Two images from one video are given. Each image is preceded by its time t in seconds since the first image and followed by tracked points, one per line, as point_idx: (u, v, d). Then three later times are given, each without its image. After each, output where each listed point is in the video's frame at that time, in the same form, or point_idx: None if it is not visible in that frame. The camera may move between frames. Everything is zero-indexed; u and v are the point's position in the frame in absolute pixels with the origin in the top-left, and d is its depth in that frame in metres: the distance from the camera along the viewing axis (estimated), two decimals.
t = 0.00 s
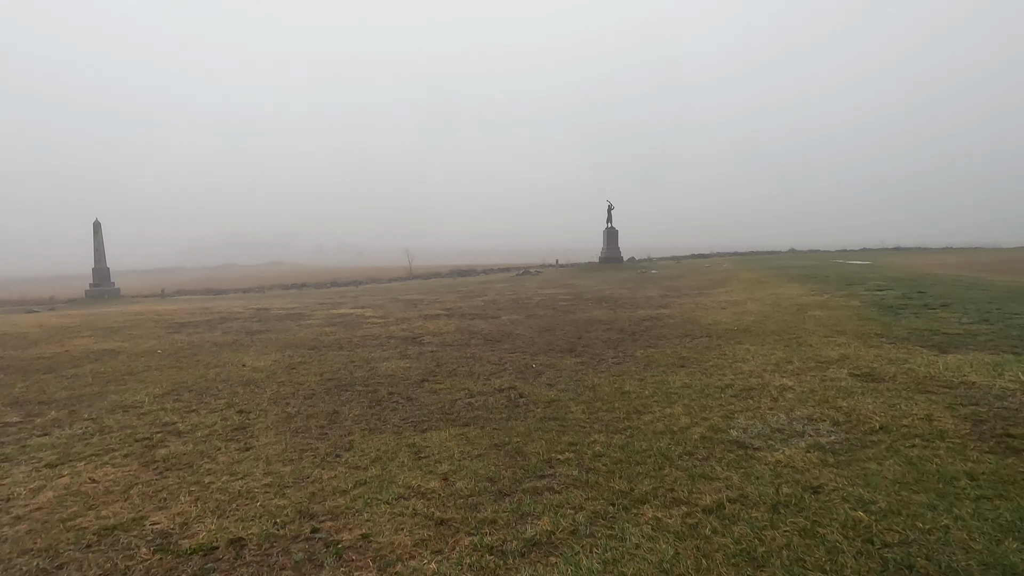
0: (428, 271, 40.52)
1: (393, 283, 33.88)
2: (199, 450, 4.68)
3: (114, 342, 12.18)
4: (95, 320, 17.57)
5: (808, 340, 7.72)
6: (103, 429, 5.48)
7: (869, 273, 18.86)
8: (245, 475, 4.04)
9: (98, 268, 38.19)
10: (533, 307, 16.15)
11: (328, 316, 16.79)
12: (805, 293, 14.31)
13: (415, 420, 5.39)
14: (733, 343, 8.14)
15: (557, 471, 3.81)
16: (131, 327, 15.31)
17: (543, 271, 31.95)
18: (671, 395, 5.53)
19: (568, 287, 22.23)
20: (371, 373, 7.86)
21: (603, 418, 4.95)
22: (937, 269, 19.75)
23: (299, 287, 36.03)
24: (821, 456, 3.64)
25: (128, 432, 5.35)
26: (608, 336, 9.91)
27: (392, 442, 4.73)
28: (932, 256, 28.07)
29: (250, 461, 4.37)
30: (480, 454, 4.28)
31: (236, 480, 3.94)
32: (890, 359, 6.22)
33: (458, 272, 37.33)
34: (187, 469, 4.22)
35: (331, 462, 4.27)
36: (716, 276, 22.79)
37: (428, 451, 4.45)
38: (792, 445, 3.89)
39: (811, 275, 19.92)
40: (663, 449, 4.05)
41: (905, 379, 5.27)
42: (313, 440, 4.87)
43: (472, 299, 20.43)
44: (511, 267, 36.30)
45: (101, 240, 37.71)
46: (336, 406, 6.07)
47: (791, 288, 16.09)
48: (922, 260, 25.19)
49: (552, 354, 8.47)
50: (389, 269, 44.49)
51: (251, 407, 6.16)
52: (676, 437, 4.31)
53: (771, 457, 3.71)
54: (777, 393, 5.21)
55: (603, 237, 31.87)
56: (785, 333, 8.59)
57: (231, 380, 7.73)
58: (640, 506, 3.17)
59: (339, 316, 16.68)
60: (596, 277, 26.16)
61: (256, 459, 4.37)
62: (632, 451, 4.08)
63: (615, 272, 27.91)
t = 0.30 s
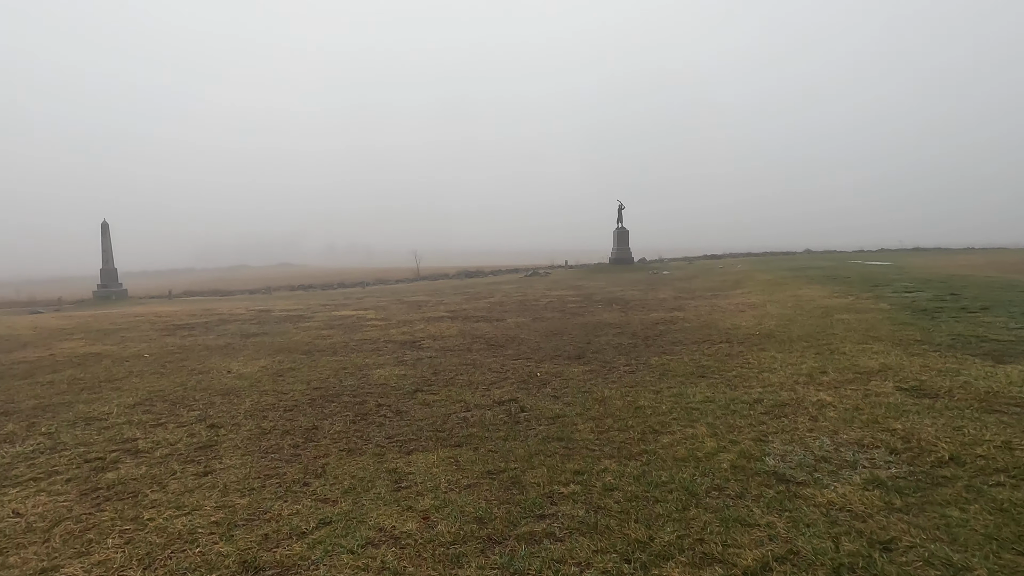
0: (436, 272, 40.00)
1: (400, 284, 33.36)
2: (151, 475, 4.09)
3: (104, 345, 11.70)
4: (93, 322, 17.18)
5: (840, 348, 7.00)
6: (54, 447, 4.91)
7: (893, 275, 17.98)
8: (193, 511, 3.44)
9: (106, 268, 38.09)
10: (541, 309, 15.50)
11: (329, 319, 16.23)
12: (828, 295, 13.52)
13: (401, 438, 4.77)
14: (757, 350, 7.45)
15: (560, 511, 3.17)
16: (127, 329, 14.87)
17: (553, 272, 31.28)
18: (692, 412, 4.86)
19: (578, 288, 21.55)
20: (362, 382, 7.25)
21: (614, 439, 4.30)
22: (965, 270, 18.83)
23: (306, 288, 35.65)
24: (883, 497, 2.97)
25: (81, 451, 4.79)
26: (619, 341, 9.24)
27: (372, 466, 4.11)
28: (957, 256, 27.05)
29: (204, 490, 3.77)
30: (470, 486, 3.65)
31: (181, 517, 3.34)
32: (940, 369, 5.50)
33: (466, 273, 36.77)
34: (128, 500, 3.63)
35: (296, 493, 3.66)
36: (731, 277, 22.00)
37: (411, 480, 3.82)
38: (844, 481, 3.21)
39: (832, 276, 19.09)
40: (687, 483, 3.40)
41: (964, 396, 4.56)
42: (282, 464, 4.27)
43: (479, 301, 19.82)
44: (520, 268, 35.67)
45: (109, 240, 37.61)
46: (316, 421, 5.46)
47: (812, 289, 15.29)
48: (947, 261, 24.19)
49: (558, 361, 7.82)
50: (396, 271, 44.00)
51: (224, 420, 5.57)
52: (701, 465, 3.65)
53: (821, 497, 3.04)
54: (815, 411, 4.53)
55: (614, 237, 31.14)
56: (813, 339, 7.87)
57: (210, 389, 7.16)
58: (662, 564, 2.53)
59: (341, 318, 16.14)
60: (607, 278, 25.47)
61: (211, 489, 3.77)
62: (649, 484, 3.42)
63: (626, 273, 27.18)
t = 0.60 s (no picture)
0: (447, 271, 39.58)
1: (409, 283, 32.94)
2: (98, 504, 3.58)
3: (97, 346, 11.30)
4: (96, 321, 16.90)
5: (881, 355, 6.32)
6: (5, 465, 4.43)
7: (922, 273, 17.09)
8: (132, 554, 2.91)
9: (118, 267, 38.14)
10: (552, 309, 14.91)
11: (332, 320, 15.72)
12: (856, 295, 12.73)
13: (387, 460, 4.22)
14: (787, 356, 6.77)
15: (567, 564, 2.60)
16: (127, 329, 14.51)
17: (564, 271, 30.65)
18: (720, 431, 4.25)
19: (591, 288, 20.91)
20: (355, 389, 6.71)
21: (631, 465, 3.72)
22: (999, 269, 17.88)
23: (315, 287, 35.38)
24: (974, 557, 2.37)
25: (32, 470, 4.29)
26: (634, 345, 8.61)
27: (350, 495, 3.57)
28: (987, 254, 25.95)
29: (152, 525, 3.25)
30: (460, 526, 3.08)
31: (117, 563, 2.82)
32: (1004, 382, 4.82)
33: (477, 272, 36.26)
34: (62, 538, 3.11)
35: (257, 531, 3.13)
36: (749, 277, 21.22)
37: (392, 515, 3.26)
38: (920, 532, 2.60)
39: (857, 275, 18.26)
40: (721, 527, 2.81)
41: None
42: (250, 490, 3.74)
43: (488, 300, 19.26)
44: (531, 267, 35.06)
45: (120, 239, 37.62)
46: (297, 436, 4.93)
47: (838, 289, 14.51)
48: (976, 260, 23.13)
49: (567, 368, 7.23)
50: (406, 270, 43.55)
51: (199, 434, 5.06)
52: (737, 503, 3.06)
53: (894, 555, 2.44)
54: (866, 433, 3.90)
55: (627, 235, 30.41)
56: (848, 344, 7.20)
57: (193, 396, 6.65)
58: None
59: (345, 319, 15.65)
60: (620, 277, 24.77)
61: (160, 524, 3.25)
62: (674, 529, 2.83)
63: (640, 272, 26.46)
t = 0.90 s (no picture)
0: (455, 268, 39.08)
1: (416, 281, 32.46)
2: (24, 541, 3.06)
3: (86, 347, 10.87)
4: (95, 320, 16.55)
5: (925, 361, 5.68)
6: None
7: (949, 271, 16.25)
8: None
9: (125, 265, 38.05)
10: (561, 308, 14.32)
11: (333, 319, 15.21)
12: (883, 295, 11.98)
13: (367, 484, 3.67)
14: (818, 363, 6.13)
15: None
16: (123, 329, 14.12)
17: (574, 269, 30.02)
18: (751, 453, 3.66)
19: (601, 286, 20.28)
20: (344, 396, 6.18)
21: (650, 500, 3.13)
22: None
23: (321, 285, 35.02)
24: None
25: None
26: (647, 347, 8.01)
27: (316, 533, 3.02)
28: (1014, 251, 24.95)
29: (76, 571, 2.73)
30: None
31: None
32: None
33: (485, 270, 35.71)
34: None
35: None
36: (766, 274, 20.46)
37: (362, 561, 2.72)
38: None
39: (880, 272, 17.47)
40: None
41: None
42: (202, 523, 3.21)
43: (495, 299, 18.69)
44: (540, 264, 34.45)
45: (127, 237, 37.52)
46: (271, 452, 4.40)
47: (862, 287, 13.78)
48: (1004, 257, 22.14)
49: (575, 373, 6.65)
50: (414, 268, 43.08)
51: (164, 450, 4.55)
52: (785, 555, 2.47)
53: None
54: (931, 460, 3.28)
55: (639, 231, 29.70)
56: (884, 348, 6.55)
57: (170, 404, 6.14)
58: None
59: (347, 318, 15.16)
60: (631, 275, 24.09)
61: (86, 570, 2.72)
62: None
63: (651, 270, 25.78)
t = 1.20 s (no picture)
0: (462, 266, 38.55)
1: (422, 279, 31.96)
2: None
3: (72, 349, 10.44)
4: (91, 320, 16.18)
5: (975, 375, 5.03)
6: None
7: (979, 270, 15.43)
8: None
9: (132, 263, 37.95)
10: (568, 309, 13.72)
11: (332, 319, 14.69)
12: (912, 295, 11.23)
13: (330, 527, 3.12)
14: (851, 374, 5.49)
15: None
16: (117, 329, 13.71)
17: (583, 267, 29.36)
18: (786, 494, 3.06)
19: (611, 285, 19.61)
20: (326, 409, 5.64)
21: (666, 560, 2.55)
22: None
23: (327, 283, 34.64)
24: None
25: None
26: (659, 354, 7.40)
27: None
28: None
29: None
30: None
31: None
32: None
33: (493, 267, 35.15)
34: None
35: None
36: (782, 273, 19.69)
37: None
38: None
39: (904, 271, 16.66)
40: None
41: None
42: None
43: (501, 298, 18.11)
44: (549, 262, 33.82)
45: (134, 235, 37.39)
46: (230, 479, 3.85)
47: (887, 287, 13.03)
48: None
49: (581, 383, 6.06)
50: (421, 265, 42.62)
51: (111, 475, 4.03)
52: None
53: None
54: (1013, 510, 2.67)
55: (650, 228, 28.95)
56: (924, 358, 5.90)
57: (136, 416, 5.63)
58: None
59: (347, 318, 14.65)
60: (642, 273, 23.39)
61: None
62: None
63: (663, 268, 25.05)
